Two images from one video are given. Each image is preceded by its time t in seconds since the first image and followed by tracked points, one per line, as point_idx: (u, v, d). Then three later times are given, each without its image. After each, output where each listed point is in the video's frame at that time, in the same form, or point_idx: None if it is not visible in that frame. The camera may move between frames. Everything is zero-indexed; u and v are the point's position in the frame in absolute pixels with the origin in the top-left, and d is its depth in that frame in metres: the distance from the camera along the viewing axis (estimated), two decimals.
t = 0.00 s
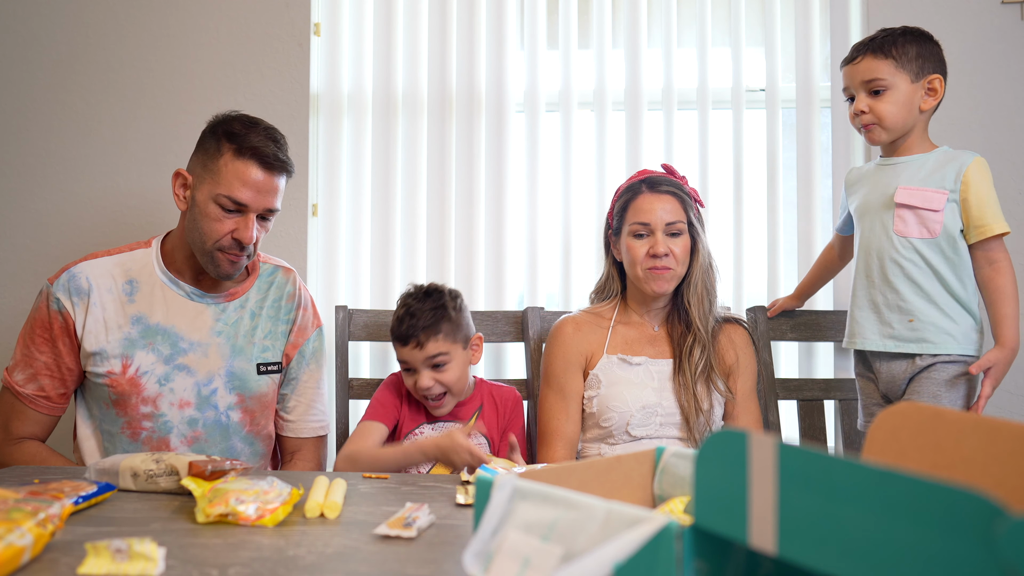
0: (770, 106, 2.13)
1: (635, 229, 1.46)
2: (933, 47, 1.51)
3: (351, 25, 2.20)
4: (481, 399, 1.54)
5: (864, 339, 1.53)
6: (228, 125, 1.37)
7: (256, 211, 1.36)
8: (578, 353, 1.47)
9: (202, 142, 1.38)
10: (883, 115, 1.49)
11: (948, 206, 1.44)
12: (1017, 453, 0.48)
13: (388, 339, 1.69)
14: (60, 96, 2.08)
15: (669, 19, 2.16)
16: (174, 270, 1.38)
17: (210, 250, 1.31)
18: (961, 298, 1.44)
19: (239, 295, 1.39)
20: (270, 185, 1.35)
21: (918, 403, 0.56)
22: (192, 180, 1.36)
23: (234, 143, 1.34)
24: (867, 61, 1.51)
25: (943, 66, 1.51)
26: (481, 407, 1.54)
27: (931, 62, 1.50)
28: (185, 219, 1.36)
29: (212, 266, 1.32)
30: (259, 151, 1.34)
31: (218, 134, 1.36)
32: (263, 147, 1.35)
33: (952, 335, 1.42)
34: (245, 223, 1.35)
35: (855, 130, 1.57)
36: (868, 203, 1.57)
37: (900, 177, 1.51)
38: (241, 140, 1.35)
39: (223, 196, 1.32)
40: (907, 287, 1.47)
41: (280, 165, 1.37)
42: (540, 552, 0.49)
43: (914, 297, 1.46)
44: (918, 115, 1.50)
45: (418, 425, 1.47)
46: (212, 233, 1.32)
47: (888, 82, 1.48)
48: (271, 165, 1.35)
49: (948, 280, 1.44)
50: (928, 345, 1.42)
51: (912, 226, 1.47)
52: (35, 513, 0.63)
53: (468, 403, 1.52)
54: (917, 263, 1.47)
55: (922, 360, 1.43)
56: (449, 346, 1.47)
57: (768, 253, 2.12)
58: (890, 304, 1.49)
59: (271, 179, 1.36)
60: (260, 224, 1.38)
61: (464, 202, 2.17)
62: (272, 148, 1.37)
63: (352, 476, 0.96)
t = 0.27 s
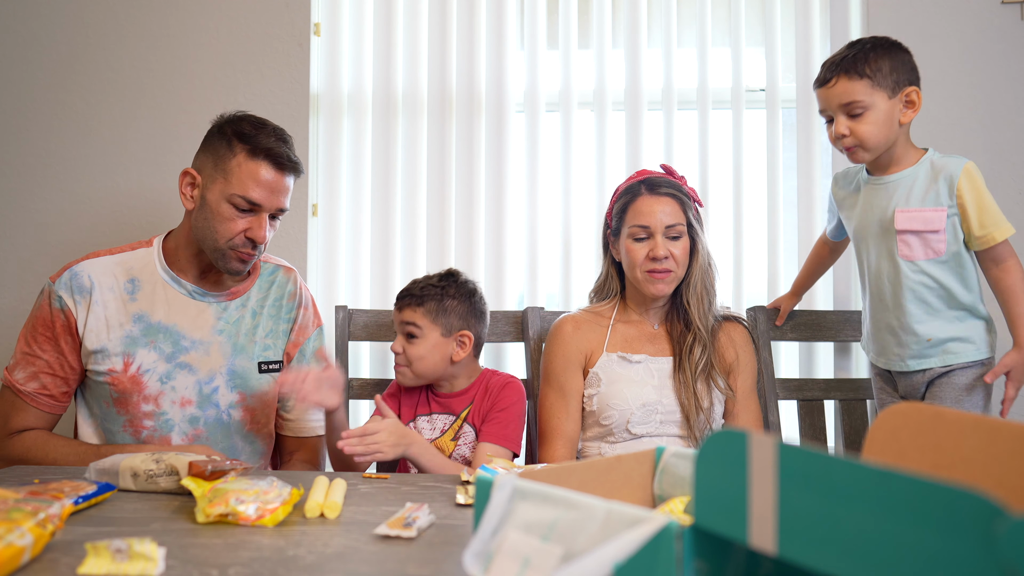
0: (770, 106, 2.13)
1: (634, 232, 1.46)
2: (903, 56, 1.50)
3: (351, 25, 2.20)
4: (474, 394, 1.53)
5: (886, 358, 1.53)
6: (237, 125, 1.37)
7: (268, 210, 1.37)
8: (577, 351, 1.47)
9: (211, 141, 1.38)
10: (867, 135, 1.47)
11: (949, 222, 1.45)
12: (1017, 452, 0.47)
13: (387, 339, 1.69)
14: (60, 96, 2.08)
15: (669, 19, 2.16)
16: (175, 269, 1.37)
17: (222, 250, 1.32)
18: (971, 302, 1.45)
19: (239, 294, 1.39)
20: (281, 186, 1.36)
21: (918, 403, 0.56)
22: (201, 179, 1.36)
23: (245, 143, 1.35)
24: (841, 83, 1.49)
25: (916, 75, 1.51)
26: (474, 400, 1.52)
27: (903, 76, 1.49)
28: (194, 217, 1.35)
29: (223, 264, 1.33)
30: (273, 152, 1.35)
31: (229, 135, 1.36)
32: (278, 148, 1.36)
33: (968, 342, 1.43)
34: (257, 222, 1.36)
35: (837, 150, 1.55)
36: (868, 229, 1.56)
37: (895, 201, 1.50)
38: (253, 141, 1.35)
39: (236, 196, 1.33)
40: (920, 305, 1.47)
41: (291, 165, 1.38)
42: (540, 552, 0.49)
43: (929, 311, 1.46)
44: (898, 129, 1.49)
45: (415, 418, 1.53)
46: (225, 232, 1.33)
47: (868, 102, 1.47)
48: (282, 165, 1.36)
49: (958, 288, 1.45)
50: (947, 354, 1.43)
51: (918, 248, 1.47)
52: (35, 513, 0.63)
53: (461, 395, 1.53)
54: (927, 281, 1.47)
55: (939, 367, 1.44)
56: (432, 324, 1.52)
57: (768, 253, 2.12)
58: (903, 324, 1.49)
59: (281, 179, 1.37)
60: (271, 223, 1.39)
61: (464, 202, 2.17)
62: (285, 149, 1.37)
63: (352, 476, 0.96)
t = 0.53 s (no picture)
0: (770, 106, 2.13)
1: (648, 234, 1.46)
2: (909, 45, 1.50)
3: (351, 25, 2.20)
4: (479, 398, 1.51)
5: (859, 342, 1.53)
6: (245, 127, 1.37)
7: (277, 210, 1.38)
8: (577, 351, 1.47)
9: (218, 142, 1.38)
10: (870, 125, 1.49)
11: (936, 207, 1.45)
12: (1017, 453, 0.47)
13: (388, 338, 1.69)
14: (61, 96, 2.08)
15: (669, 19, 2.16)
16: (178, 269, 1.37)
17: (231, 250, 1.33)
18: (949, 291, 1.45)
19: (241, 294, 1.39)
20: (289, 187, 1.37)
21: (918, 403, 0.56)
22: (210, 182, 1.36)
23: (254, 143, 1.35)
24: (848, 70, 1.50)
25: (923, 64, 1.51)
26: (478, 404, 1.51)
27: (911, 65, 1.49)
28: (201, 217, 1.36)
29: (231, 265, 1.34)
30: (282, 153, 1.36)
31: (237, 135, 1.37)
32: (286, 149, 1.37)
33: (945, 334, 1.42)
34: (267, 222, 1.37)
35: (841, 135, 1.57)
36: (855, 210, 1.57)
37: (885, 181, 1.51)
38: (263, 141, 1.36)
39: (247, 196, 1.33)
40: (897, 289, 1.48)
41: (298, 166, 1.39)
42: (541, 552, 0.49)
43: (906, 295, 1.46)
44: (902, 118, 1.50)
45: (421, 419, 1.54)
46: (235, 233, 1.34)
47: (874, 91, 1.47)
48: (290, 166, 1.37)
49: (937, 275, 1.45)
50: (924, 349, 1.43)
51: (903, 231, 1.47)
52: (35, 513, 0.63)
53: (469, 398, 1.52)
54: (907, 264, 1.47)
55: (918, 364, 1.44)
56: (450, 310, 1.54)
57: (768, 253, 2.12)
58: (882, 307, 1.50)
59: (288, 179, 1.38)
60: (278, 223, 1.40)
61: (464, 202, 2.17)
62: (292, 149, 1.38)
63: (352, 475, 0.96)
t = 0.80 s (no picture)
0: (770, 106, 2.13)
1: (650, 234, 1.45)
2: (923, 56, 1.52)
3: (351, 25, 2.20)
4: (489, 402, 1.53)
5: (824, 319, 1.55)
6: (249, 128, 1.38)
7: (281, 212, 1.38)
8: (596, 341, 1.44)
9: (223, 142, 1.38)
10: (869, 128, 1.53)
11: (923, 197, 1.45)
12: (1017, 453, 0.48)
13: (388, 338, 1.69)
14: (61, 96, 2.08)
15: (669, 19, 2.16)
16: (181, 269, 1.37)
17: (233, 249, 1.33)
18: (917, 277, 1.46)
19: (244, 295, 1.40)
20: (292, 187, 1.38)
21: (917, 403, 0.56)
22: (214, 182, 1.36)
23: (258, 145, 1.36)
24: (853, 74, 1.54)
25: (932, 75, 1.53)
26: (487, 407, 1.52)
27: (919, 74, 1.51)
28: (205, 218, 1.36)
29: (231, 265, 1.33)
30: (287, 155, 1.36)
31: (241, 136, 1.37)
32: (289, 149, 1.38)
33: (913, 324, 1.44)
34: (270, 222, 1.37)
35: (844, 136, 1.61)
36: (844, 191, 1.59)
37: (884, 167, 1.51)
38: (268, 142, 1.36)
39: (251, 196, 1.34)
40: (867, 269, 1.49)
41: (303, 168, 1.40)
42: (540, 552, 0.49)
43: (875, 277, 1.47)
44: (905, 125, 1.52)
45: (425, 418, 1.56)
46: (237, 234, 1.34)
47: (876, 96, 1.51)
48: (294, 167, 1.38)
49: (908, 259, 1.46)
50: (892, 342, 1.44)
51: (882, 213, 1.49)
52: (35, 513, 0.63)
53: (476, 399, 1.54)
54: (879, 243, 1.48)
55: (888, 360, 1.45)
56: (452, 305, 1.61)
57: (768, 253, 2.12)
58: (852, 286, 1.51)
59: (292, 180, 1.38)
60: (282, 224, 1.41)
61: (464, 202, 2.17)
62: (296, 150, 1.39)
63: (352, 475, 0.96)
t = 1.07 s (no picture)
0: (770, 106, 2.13)
1: (653, 232, 1.45)
2: (931, 66, 1.51)
3: (351, 25, 2.20)
4: (490, 407, 1.51)
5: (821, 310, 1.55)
6: (247, 126, 1.38)
7: (281, 208, 1.38)
8: (603, 337, 1.42)
9: (221, 140, 1.38)
10: (867, 135, 1.54)
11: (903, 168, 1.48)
12: (1017, 453, 0.48)
13: (388, 337, 1.69)
14: (61, 96, 2.08)
15: (669, 19, 2.16)
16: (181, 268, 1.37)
17: (235, 246, 1.33)
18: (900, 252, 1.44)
19: (245, 295, 1.39)
20: (291, 183, 1.38)
21: (917, 403, 0.56)
22: (214, 180, 1.36)
23: (256, 142, 1.36)
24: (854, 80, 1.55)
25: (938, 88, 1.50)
26: (488, 413, 1.51)
27: (921, 85, 1.50)
28: (205, 217, 1.36)
29: (231, 264, 1.33)
30: (286, 151, 1.37)
31: (238, 134, 1.37)
32: (288, 145, 1.38)
33: (888, 315, 1.43)
34: (272, 219, 1.38)
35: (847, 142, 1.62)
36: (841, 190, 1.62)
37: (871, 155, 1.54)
38: (267, 138, 1.37)
39: (252, 193, 1.34)
40: (857, 244, 1.48)
41: (300, 163, 1.40)
42: (541, 552, 0.49)
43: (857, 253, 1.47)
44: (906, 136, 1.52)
45: (427, 428, 1.53)
46: (238, 230, 1.34)
47: (879, 105, 1.52)
48: (293, 163, 1.38)
49: (894, 236, 1.45)
50: (862, 341, 1.44)
51: (868, 190, 1.51)
52: (35, 513, 0.63)
53: (479, 407, 1.52)
54: (863, 218, 1.49)
55: (858, 362, 1.45)
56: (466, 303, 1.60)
57: (768, 253, 2.11)
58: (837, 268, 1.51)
59: (291, 176, 1.38)
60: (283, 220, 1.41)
61: (464, 202, 2.17)
62: (294, 145, 1.40)
63: (352, 475, 0.96)
